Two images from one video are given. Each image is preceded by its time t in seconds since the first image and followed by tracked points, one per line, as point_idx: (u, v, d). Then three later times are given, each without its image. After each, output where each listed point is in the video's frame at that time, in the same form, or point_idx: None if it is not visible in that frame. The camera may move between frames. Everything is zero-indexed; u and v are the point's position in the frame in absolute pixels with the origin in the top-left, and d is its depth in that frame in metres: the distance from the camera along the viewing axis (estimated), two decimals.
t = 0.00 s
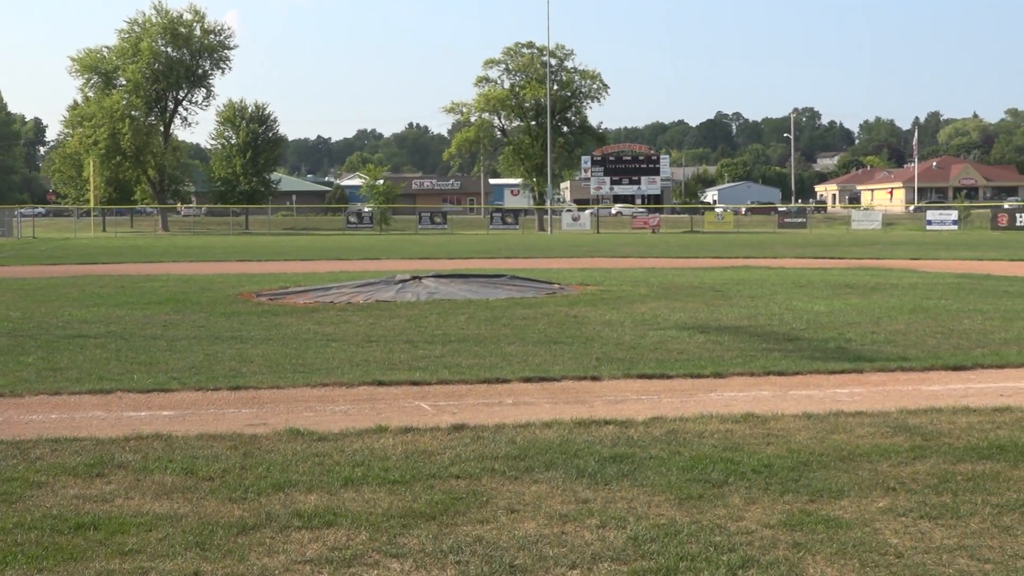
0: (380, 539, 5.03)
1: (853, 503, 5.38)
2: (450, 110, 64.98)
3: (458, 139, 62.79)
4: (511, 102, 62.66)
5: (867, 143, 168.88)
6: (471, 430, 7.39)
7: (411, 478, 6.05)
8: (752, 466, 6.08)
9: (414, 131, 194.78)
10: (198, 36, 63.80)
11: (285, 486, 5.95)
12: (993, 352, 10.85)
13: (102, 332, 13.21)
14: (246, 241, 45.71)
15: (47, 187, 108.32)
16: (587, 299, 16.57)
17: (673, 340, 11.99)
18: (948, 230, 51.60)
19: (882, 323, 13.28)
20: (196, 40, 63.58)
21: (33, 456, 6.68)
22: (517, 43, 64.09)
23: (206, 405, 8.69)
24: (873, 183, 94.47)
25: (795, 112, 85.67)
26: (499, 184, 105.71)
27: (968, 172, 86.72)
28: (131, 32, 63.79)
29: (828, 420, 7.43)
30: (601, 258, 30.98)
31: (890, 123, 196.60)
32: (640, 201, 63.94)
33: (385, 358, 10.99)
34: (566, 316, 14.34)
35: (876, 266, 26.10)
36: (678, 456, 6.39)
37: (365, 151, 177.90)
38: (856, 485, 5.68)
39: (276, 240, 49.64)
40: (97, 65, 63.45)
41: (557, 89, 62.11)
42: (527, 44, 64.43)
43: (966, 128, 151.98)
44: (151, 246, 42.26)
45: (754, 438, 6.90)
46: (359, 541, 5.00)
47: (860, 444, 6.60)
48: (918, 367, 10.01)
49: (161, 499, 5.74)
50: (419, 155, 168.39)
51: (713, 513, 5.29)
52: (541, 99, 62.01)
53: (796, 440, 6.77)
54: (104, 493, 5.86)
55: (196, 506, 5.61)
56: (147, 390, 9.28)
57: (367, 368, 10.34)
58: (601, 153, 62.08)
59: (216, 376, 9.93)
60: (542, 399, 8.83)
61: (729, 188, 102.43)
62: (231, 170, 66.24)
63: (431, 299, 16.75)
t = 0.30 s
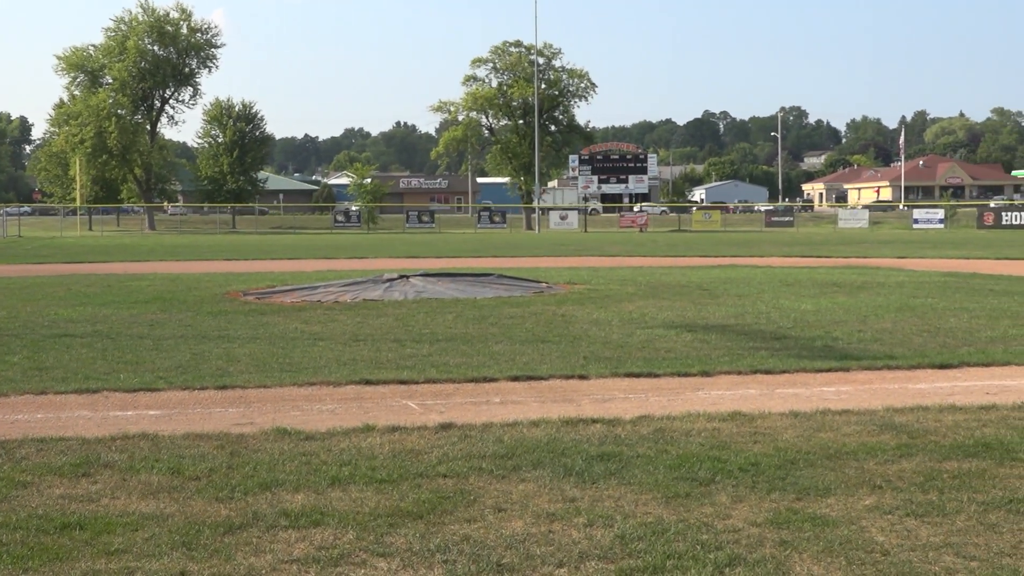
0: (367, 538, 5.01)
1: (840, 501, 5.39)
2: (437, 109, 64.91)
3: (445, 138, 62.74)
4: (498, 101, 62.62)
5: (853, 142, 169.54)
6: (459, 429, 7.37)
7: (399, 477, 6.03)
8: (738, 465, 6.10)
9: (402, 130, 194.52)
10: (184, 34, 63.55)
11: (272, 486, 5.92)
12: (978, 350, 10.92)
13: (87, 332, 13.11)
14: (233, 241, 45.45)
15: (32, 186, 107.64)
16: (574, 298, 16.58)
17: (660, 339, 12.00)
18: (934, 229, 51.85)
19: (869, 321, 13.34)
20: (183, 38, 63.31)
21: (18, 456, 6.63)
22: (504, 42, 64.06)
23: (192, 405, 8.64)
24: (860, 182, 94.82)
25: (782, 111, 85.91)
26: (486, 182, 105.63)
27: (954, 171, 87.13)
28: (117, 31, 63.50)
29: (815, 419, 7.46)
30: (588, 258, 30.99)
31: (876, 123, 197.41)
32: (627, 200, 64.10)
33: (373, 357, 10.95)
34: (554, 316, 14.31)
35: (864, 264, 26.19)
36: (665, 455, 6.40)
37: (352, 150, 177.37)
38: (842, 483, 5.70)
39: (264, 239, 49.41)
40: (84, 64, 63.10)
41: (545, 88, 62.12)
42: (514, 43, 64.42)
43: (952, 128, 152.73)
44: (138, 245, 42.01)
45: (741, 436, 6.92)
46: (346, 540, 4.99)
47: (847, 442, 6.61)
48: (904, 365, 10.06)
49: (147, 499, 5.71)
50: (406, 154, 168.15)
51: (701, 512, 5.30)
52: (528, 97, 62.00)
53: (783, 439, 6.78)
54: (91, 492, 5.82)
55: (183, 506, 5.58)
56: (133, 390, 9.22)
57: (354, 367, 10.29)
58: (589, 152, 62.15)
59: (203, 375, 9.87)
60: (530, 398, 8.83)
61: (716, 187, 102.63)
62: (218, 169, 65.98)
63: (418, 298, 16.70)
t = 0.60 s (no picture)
0: (351, 538, 4.99)
1: (822, 500, 5.41)
2: (421, 108, 64.79)
3: (429, 137, 62.64)
4: (482, 100, 62.57)
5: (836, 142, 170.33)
6: (443, 429, 7.35)
7: (383, 477, 6.01)
8: (722, 464, 6.11)
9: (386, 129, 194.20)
10: (167, 33, 63.15)
11: (255, 486, 5.89)
12: (961, 349, 10.98)
13: (69, 332, 13.00)
14: (216, 241, 45.19)
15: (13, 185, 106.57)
16: (558, 297, 16.57)
17: (644, 338, 12.02)
18: (916, 228, 52.16)
19: (851, 320, 13.41)
20: (165, 37, 62.93)
21: None
22: (488, 41, 64.05)
23: (176, 404, 8.58)
24: (843, 181, 95.27)
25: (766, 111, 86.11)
26: (470, 182, 105.53)
27: (936, 171, 87.70)
28: (100, 29, 63.07)
29: (797, 417, 7.49)
30: (573, 257, 31.02)
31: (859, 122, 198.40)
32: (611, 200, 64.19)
33: (357, 357, 10.90)
34: (538, 315, 14.30)
35: (847, 263, 26.32)
36: (648, 454, 6.40)
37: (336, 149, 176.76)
38: (826, 482, 5.72)
39: (247, 238, 49.11)
40: (66, 63, 62.68)
41: (529, 87, 62.12)
42: (498, 43, 64.41)
43: (933, 127, 153.66)
44: (120, 245, 41.67)
45: (724, 435, 6.94)
46: (329, 540, 4.96)
47: (830, 441, 6.64)
48: (887, 364, 10.12)
49: (130, 499, 5.66)
50: (390, 154, 167.76)
51: (684, 510, 5.31)
52: (512, 97, 61.98)
53: (766, 438, 6.80)
54: (73, 493, 5.77)
55: (166, 506, 5.54)
56: (116, 390, 9.15)
57: (338, 367, 10.24)
58: (573, 151, 62.19)
59: (186, 375, 9.80)
60: (513, 397, 8.82)
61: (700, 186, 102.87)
62: (201, 168, 65.61)
63: (402, 297, 16.65)
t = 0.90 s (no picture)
0: (337, 537, 4.97)
1: (807, 498, 5.43)
2: (407, 107, 64.67)
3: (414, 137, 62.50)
4: (468, 99, 62.51)
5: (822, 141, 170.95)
6: (428, 428, 7.34)
7: (368, 476, 5.99)
8: (708, 463, 6.12)
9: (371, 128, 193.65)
10: (151, 31, 62.72)
11: (240, 485, 5.86)
12: (945, 348, 11.04)
13: (53, 331, 12.89)
14: (201, 240, 44.91)
15: None
16: (543, 297, 16.55)
17: (630, 337, 12.03)
18: (901, 227, 52.44)
19: (836, 319, 13.48)
20: (150, 36, 62.49)
21: None
22: (474, 40, 63.98)
23: (161, 404, 8.52)
24: (828, 180, 95.66)
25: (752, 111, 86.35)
26: (456, 181, 105.37)
27: (921, 171, 88.25)
28: (84, 27, 62.62)
29: (782, 416, 7.51)
30: (559, 256, 30.98)
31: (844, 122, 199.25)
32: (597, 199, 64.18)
33: (342, 356, 10.86)
34: (524, 315, 14.27)
35: (832, 262, 26.42)
36: (634, 453, 6.41)
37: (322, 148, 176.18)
38: (811, 480, 5.74)
39: (231, 237, 48.84)
40: (50, 61, 62.27)
41: (515, 86, 62.11)
42: (484, 42, 64.32)
43: (918, 126, 154.44)
44: (104, 244, 41.36)
45: (710, 434, 6.94)
46: (315, 539, 4.94)
47: (815, 440, 6.67)
48: (872, 364, 10.15)
49: (114, 500, 5.62)
50: (376, 153, 167.40)
51: (670, 509, 5.31)
52: (498, 96, 61.93)
53: (752, 436, 6.81)
54: (57, 493, 5.73)
55: (151, 505, 5.50)
56: (100, 390, 9.08)
57: (323, 367, 10.20)
58: (559, 150, 62.17)
59: (171, 375, 9.74)
60: (499, 396, 8.80)
61: (686, 185, 103.05)
62: (186, 167, 65.27)
63: (388, 297, 16.57)
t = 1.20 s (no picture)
0: (320, 539, 4.94)
1: (790, 498, 5.45)
2: (391, 108, 64.59)
3: (398, 137, 62.42)
4: (452, 100, 62.47)
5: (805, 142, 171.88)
6: (412, 429, 7.32)
7: (352, 478, 5.96)
8: (691, 464, 6.12)
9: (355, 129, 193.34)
10: (134, 32, 62.20)
11: (224, 487, 5.82)
12: (927, 348, 11.12)
13: (35, 333, 12.80)
14: (184, 241, 44.72)
15: None
16: (527, 297, 16.58)
17: (614, 338, 12.07)
18: (884, 228, 52.79)
19: (820, 319, 13.56)
20: (133, 36, 61.94)
21: None
22: (458, 41, 63.95)
23: (144, 406, 8.46)
24: (812, 182, 96.17)
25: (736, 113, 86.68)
26: (440, 181, 105.30)
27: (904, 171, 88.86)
28: (67, 28, 62.14)
29: (766, 416, 7.55)
30: (543, 257, 31.04)
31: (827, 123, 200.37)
32: (580, 199, 64.31)
33: (326, 357, 10.83)
34: (507, 315, 14.29)
35: (816, 263, 26.61)
36: (618, 454, 6.40)
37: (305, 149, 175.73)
38: (794, 481, 5.75)
39: (215, 238, 48.66)
40: (32, 62, 61.82)
41: (499, 87, 62.13)
42: (468, 43, 64.32)
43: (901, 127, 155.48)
44: (86, 245, 41.15)
45: (693, 435, 6.96)
46: (299, 541, 4.91)
47: (797, 440, 6.70)
48: (855, 364, 10.22)
49: (97, 502, 5.57)
50: (360, 153, 167.24)
51: (654, 510, 5.31)
52: (482, 97, 61.94)
53: (735, 437, 6.82)
54: (39, 495, 5.67)
55: (134, 508, 5.46)
56: (83, 391, 9.02)
57: (307, 367, 10.17)
58: (543, 151, 62.27)
59: (153, 376, 9.68)
60: (483, 397, 8.79)
61: (670, 186, 103.37)
62: (169, 168, 64.98)
63: (372, 298, 16.55)
